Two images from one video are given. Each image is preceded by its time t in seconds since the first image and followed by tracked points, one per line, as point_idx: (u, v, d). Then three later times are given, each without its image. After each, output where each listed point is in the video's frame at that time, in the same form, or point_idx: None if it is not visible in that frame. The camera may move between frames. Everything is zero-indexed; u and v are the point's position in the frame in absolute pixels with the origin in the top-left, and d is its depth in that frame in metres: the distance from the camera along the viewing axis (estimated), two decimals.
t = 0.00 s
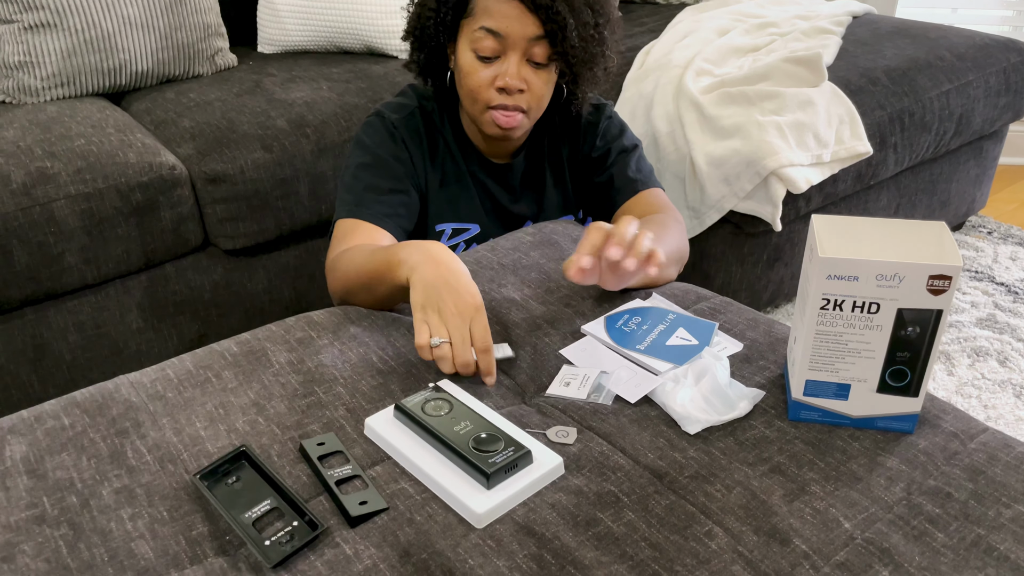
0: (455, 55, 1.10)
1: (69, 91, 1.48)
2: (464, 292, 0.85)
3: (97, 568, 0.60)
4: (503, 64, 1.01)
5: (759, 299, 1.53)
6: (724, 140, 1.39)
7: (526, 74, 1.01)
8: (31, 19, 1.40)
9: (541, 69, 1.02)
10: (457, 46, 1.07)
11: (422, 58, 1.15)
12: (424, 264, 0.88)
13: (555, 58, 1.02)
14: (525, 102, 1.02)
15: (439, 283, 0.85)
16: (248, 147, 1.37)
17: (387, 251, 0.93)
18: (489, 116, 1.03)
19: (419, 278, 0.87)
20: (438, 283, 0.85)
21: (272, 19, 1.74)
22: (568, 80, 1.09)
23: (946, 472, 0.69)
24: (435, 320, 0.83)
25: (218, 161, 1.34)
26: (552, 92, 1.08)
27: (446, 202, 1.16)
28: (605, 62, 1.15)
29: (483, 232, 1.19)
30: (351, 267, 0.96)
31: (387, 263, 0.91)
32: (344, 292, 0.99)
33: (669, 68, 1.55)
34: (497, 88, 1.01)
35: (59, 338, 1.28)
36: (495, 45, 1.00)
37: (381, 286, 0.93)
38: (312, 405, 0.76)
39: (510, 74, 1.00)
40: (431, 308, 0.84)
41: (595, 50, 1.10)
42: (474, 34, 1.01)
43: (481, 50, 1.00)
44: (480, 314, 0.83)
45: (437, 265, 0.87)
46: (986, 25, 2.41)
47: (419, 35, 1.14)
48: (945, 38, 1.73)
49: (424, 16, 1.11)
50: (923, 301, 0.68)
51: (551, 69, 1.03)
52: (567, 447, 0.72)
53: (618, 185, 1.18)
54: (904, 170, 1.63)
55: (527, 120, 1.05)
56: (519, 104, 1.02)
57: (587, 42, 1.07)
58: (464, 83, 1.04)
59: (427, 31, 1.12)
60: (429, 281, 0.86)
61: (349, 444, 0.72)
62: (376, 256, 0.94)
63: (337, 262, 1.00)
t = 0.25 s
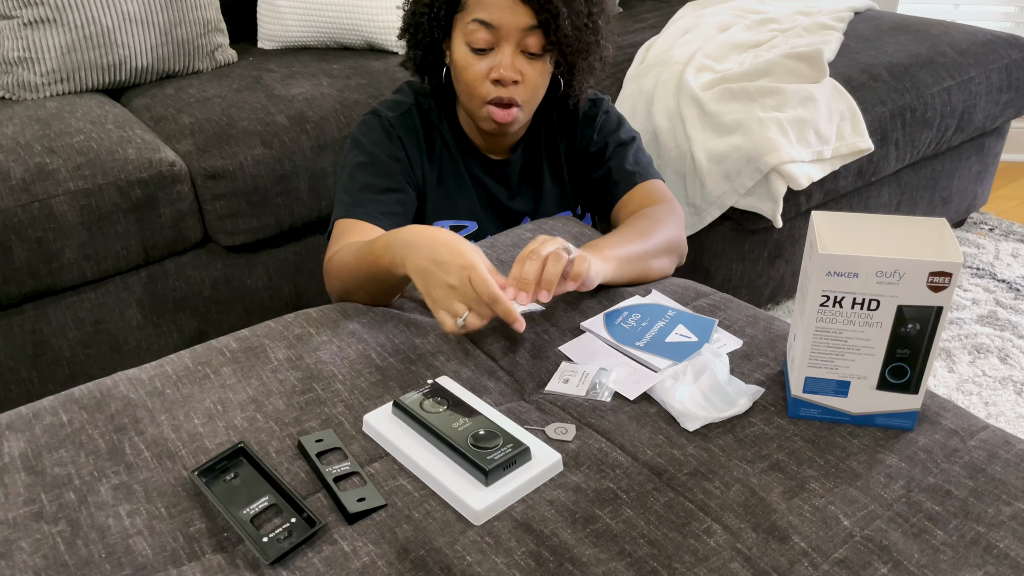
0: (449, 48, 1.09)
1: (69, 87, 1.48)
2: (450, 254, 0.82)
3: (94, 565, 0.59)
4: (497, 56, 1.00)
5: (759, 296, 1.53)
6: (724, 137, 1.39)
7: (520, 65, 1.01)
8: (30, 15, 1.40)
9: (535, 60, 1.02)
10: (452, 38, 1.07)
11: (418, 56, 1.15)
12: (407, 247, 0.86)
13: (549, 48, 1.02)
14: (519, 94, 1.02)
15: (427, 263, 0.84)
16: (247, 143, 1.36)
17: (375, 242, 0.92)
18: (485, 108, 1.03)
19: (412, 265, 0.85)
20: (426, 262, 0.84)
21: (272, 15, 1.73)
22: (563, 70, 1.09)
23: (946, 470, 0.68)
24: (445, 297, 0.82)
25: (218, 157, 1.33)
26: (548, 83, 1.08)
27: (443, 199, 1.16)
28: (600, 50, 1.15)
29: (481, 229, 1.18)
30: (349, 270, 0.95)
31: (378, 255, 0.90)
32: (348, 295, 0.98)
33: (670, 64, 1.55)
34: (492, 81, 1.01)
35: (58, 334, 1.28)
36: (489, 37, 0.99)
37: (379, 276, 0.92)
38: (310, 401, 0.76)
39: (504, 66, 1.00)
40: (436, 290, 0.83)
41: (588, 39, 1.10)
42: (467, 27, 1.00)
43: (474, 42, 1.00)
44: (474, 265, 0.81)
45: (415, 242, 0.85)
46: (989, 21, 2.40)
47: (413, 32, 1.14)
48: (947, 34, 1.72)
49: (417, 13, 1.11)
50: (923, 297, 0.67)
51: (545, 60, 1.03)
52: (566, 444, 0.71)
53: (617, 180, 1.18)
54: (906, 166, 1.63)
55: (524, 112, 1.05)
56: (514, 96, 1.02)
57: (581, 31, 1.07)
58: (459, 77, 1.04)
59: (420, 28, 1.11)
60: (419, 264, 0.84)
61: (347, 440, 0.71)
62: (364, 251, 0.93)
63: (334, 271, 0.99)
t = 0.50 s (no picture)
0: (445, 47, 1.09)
1: (70, 82, 1.48)
2: (437, 231, 0.82)
3: (96, 560, 0.59)
4: (489, 50, 1.00)
5: (762, 292, 1.52)
6: (727, 132, 1.38)
7: (512, 60, 1.00)
8: (31, 10, 1.39)
9: (528, 54, 1.01)
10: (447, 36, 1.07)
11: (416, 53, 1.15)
12: (395, 233, 0.86)
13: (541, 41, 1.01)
14: (513, 89, 1.02)
15: (416, 245, 0.84)
16: (249, 138, 1.36)
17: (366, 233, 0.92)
18: (479, 104, 1.03)
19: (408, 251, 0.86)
20: (414, 247, 0.84)
21: (273, 10, 1.73)
22: (557, 63, 1.08)
23: (950, 466, 0.68)
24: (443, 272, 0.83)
25: (219, 152, 1.33)
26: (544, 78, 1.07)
27: (444, 195, 1.16)
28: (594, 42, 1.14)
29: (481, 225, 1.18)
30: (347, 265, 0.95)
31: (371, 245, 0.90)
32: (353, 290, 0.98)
33: (672, 59, 1.54)
34: (485, 76, 1.01)
35: (60, 330, 1.28)
36: (479, 32, 0.99)
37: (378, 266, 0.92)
38: (312, 396, 0.76)
39: (495, 60, 1.00)
40: (433, 270, 0.83)
41: (581, 30, 1.09)
42: (458, 22, 1.00)
43: (466, 38, 1.00)
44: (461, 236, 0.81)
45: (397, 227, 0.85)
46: (993, 16, 2.39)
47: (410, 31, 1.14)
48: (951, 29, 1.71)
49: (412, 12, 1.12)
50: (927, 292, 0.67)
51: (538, 54, 1.02)
52: (568, 439, 0.71)
53: (618, 176, 1.17)
54: (909, 161, 1.62)
55: (518, 107, 1.04)
56: (507, 91, 1.01)
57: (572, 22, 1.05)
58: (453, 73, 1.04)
59: (416, 25, 1.12)
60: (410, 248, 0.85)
61: (349, 435, 0.71)
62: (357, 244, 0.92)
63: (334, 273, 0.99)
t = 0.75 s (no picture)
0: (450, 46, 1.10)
1: (73, 78, 1.48)
2: (458, 233, 0.83)
3: (99, 555, 0.59)
4: (483, 54, 1.00)
5: (765, 288, 1.52)
6: (730, 127, 1.38)
7: (506, 63, 1.00)
8: (33, 6, 1.39)
9: (522, 56, 1.00)
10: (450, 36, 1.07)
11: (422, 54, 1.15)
12: (411, 236, 0.86)
13: (536, 44, 1.00)
14: (508, 92, 1.01)
15: (434, 247, 0.84)
16: (251, 134, 1.36)
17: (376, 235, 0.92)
18: (476, 107, 1.04)
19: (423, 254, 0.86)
20: (432, 247, 0.84)
21: (276, 6, 1.73)
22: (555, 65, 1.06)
23: (954, 461, 0.68)
24: (460, 273, 0.83)
25: (222, 148, 1.33)
26: (544, 79, 1.06)
27: (448, 192, 1.15)
28: (597, 43, 1.11)
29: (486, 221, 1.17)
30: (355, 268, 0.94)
31: (382, 248, 0.90)
32: (359, 290, 0.98)
33: (675, 54, 1.54)
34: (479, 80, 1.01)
35: (63, 326, 1.28)
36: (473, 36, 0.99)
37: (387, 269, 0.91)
38: (315, 392, 0.75)
39: (488, 65, 0.99)
40: (450, 272, 0.83)
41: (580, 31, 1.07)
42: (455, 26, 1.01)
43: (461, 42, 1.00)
44: (482, 236, 0.82)
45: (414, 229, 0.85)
46: (997, 11, 2.38)
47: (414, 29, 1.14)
48: (955, 24, 1.70)
49: (415, 11, 1.13)
50: (932, 287, 0.67)
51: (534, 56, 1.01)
52: (571, 435, 0.71)
53: (624, 174, 1.17)
54: (913, 157, 1.62)
55: (515, 111, 1.04)
56: (501, 95, 1.01)
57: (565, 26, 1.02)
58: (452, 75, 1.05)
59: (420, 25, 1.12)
60: (427, 250, 0.85)
61: (352, 431, 0.71)
62: (366, 246, 0.92)
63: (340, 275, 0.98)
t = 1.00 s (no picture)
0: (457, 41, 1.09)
1: (76, 75, 1.48)
2: (467, 232, 0.83)
3: (104, 551, 0.59)
4: (490, 57, 1.00)
5: (769, 285, 1.52)
6: (733, 124, 1.38)
7: (514, 66, 1.00)
8: (37, 2, 1.39)
9: (530, 59, 1.00)
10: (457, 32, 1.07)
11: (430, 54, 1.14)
12: (419, 234, 0.86)
13: (543, 47, 1.00)
14: (515, 95, 1.02)
15: (444, 247, 0.84)
16: (255, 131, 1.36)
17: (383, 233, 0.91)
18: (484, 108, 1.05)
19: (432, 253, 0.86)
20: (441, 246, 0.84)
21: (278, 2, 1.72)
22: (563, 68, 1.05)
23: (960, 458, 0.68)
24: (469, 271, 0.83)
25: (225, 145, 1.33)
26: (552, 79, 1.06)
27: (452, 189, 1.16)
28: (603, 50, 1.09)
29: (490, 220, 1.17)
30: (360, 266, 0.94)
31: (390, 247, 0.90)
32: (364, 287, 0.97)
33: (679, 50, 1.53)
34: (486, 82, 1.01)
35: (67, 322, 1.29)
36: (480, 39, 0.99)
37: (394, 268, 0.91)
38: (319, 388, 0.75)
39: (495, 68, 0.99)
40: (458, 270, 0.83)
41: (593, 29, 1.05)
42: (462, 27, 1.00)
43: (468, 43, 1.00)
44: (492, 235, 0.82)
45: (424, 228, 0.86)
46: (1001, 8, 2.37)
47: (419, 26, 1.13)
48: (960, 20, 1.70)
49: (421, 9, 1.11)
50: (938, 283, 0.66)
51: (541, 58, 1.01)
52: (575, 431, 0.71)
53: (630, 173, 1.16)
54: (917, 154, 1.61)
55: (522, 111, 1.05)
56: (509, 97, 1.02)
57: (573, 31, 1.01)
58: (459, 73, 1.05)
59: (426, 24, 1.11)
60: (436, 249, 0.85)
61: (356, 427, 0.71)
62: (373, 245, 0.92)
63: (346, 273, 0.98)
